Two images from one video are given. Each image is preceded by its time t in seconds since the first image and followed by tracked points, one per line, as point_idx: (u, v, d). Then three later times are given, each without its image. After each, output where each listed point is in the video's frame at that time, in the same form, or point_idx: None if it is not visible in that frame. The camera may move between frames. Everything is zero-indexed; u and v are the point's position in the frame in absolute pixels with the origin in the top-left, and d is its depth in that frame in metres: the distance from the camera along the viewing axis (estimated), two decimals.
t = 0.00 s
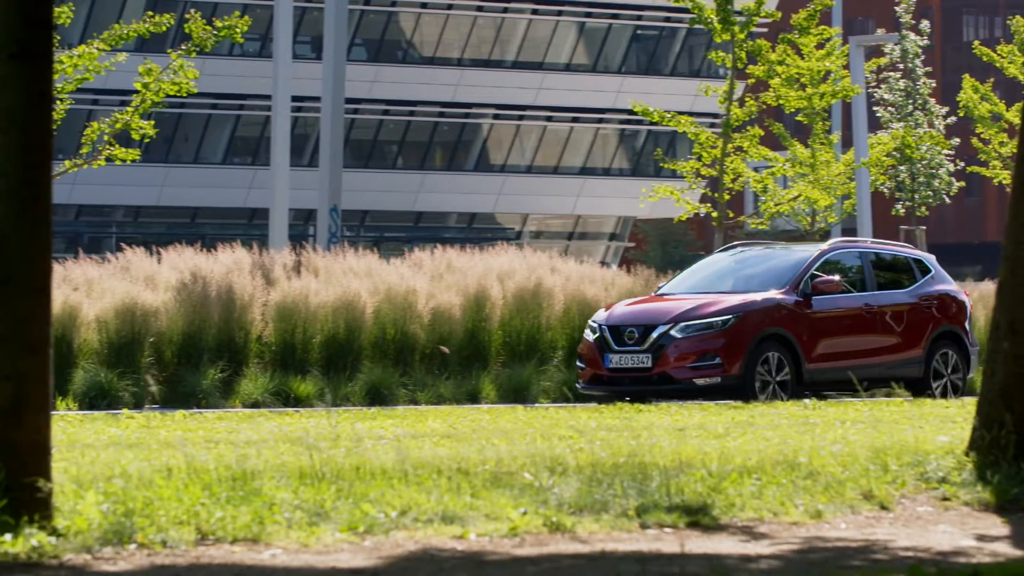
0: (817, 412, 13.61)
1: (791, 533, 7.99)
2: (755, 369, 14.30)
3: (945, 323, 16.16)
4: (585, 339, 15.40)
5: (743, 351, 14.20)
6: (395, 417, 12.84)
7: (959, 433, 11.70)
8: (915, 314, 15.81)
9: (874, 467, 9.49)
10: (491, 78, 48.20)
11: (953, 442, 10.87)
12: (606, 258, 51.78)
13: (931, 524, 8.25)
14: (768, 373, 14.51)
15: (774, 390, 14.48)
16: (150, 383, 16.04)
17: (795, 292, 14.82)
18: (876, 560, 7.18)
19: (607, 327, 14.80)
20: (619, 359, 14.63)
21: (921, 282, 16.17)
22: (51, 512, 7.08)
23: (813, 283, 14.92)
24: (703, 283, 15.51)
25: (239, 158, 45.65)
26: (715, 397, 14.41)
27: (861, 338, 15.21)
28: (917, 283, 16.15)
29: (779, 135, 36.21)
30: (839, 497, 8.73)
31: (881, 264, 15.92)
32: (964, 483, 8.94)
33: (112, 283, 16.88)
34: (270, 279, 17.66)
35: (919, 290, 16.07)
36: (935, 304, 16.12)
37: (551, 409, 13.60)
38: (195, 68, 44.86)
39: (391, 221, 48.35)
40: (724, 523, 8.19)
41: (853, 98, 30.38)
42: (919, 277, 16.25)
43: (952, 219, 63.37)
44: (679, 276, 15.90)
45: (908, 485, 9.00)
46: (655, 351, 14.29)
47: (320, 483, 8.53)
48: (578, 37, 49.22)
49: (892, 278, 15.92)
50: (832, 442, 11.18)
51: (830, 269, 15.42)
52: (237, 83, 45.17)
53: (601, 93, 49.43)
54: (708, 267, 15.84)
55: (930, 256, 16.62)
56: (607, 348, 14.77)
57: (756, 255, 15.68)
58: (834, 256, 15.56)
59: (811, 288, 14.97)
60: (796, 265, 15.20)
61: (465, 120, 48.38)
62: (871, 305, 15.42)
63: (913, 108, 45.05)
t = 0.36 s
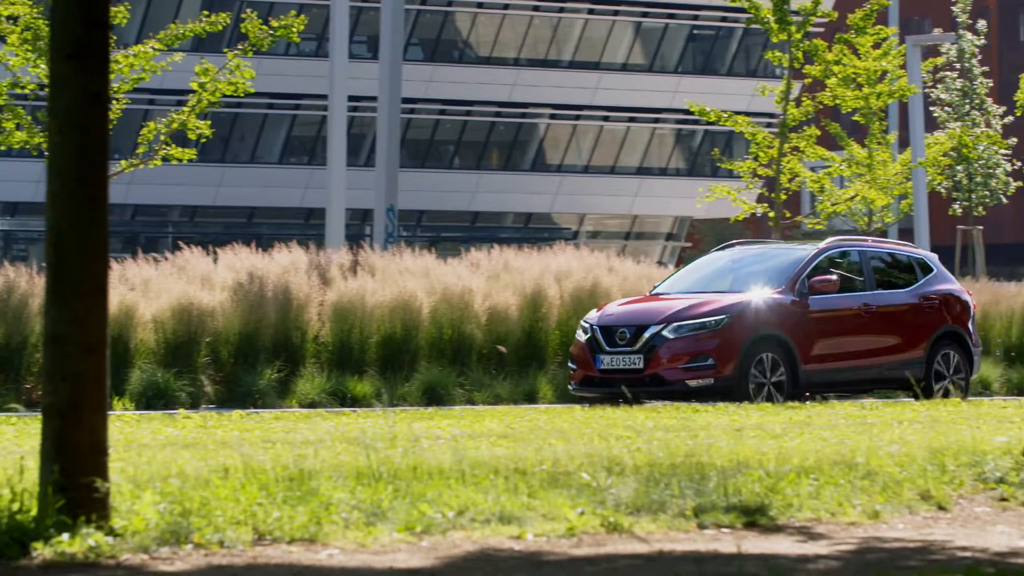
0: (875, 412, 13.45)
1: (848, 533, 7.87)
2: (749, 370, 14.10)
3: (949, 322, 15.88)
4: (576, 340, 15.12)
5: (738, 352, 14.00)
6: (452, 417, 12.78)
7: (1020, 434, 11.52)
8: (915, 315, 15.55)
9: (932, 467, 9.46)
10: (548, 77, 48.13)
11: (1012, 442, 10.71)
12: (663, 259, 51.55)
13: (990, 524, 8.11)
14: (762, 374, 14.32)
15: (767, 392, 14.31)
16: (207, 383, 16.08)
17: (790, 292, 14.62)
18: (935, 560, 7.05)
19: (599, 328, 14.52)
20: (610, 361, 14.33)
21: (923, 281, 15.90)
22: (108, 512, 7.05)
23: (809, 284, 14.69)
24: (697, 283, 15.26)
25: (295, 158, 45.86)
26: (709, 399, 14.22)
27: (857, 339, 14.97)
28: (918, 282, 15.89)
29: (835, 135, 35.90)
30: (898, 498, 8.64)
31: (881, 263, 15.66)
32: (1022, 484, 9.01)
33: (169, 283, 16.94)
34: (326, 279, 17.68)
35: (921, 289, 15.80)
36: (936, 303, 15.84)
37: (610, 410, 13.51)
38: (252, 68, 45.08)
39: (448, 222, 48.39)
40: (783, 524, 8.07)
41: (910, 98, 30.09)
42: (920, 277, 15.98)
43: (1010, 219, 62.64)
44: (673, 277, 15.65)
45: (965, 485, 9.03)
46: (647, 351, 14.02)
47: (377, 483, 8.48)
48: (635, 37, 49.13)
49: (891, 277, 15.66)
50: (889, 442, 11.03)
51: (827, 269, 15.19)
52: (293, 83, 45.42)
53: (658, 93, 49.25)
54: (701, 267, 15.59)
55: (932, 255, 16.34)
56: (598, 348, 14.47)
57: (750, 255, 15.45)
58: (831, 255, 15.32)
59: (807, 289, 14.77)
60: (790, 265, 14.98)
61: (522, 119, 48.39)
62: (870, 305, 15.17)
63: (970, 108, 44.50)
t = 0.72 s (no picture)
0: (938, 412, 13.27)
1: (911, 534, 7.74)
2: (747, 371, 13.75)
3: (954, 323, 15.58)
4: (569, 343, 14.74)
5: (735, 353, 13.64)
6: (515, 417, 12.73)
7: None
8: (920, 314, 15.23)
9: (996, 467, 9.38)
10: (610, 77, 48.00)
11: None
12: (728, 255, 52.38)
13: None
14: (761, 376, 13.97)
15: (766, 394, 13.96)
16: (269, 383, 16.09)
17: (789, 291, 14.27)
18: (1000, 561, 6.90)
19: (592, 328, 14.13)
20: (604, 362, 13.93)
21: (928, 281, 15.58)
22: (171, 512, 7.05)
23: (808, 283, 14.34)
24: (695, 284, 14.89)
25: (357, 157, 46.03)
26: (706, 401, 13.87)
27: (859, 339, 14.63)
28: (922, 282, 15.56)
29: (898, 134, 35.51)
30: (961, 498, 8.54)
31: (884, 262, 15.33)
32: None
33: (230, 283, 16.95)
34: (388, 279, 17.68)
35: (925, 289, 15.49)
36: (942, 304, 15.52)
37: (671, 410, 13.38)
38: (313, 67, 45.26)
39: (511, 222, 48.39)
40: (846, 525, 7.95)
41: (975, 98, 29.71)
42: (925, 276, 15.66)
43: None
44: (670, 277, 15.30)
45: None
46: (642, 352, 13.64)
47: (440, 483, 8.43)
48: (696, 37, 48.99)
49: (895, 277, 15.33)
50: (953, 442, 10.87)
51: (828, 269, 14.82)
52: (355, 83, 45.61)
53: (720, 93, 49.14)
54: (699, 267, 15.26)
55: (938, 255, 16.04)
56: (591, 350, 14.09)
57: (749, 254, 15.08)
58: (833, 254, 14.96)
59: (807, 288, 14.41)
60: (790, 264, 14.62)
61: (584, 119, 48.19)
62: (872, 304, 14.83)
63: None
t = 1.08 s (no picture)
0: (1008, 412, 13.07)
1: (981, 534, 7.60)
2: (747, 372, 13.53)
3: (965, 323, 15.28)
4: (570, 342, 14.62)
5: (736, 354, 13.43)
6: (584, 417, 12.66)
7: None
8: (927, 315, 14.92)
9: None
10: (678, 77, 47.80)
11: None
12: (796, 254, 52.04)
13: None
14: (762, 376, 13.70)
15: (767, 395, 13.72)
16: (337, 383, 16.09)
17: (791, 291, 14.01)
18: None
19: (592, 329, 14.01)
20: (603, 363, 13.81)
21: (936, 280, 15.27)
22: (239, 513, 7.04)
23: (811, 282, 14.07)
24: (698, 283, 14.66)
25: (425, 157, 46.26)
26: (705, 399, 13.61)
27: (864, 339, 14.34)
28: (930, 282, 15.25)
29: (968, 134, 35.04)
30: None
31: (891, 261, 15.02)
32: None
33: (299, 283, 16.97)
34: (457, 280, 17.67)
35: (934, 289, 15.18)
36: (950, 303, 15.20)
37: (736, 409, 13.26)
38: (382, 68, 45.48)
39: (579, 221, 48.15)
40: (916, 525, 7.82)
41: None
42: (934, 275, 15.35)
43: None
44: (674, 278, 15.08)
45: None
46: (641, 353, 13.49)
47: (509, 483, 8.37)
48: (764, 37, 48.74)
49: (903, 277, 15.02)
50: None
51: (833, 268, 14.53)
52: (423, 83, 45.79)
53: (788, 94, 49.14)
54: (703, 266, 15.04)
55: (948, 254, 15.72)
56: (592, 350, 13.96)
57: (753, 253, 14.82)
58: (837, 252, 14.68)
59: (810, 287, 14.13)
60: (793, 264, 14.35)
61: (653, 119, 48.01)
62: (878, 304, 14.53)
63: None
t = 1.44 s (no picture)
0: None
1: None
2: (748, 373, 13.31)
3: (977, 323, 15.01)
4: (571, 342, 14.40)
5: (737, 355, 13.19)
6: (657, 416, 12.56)
7: None
8: (937, 315, 14.65)
9: None
10: (752, 77, 47.60)
11: None
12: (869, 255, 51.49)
13: None
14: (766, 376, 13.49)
15: (770, 396, 13.49)
16: (410, 382, 16.09)
17: (796, 291, 13.77)
18: None
19: (593, 329, 13.80)
20: (603, 363, 13.60)
21: (946, 280, 15.00)
22: (313, 513, 7.04)
23: (817, 281, 13.83)
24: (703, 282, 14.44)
25: (498, 157, 46.29)
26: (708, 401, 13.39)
27: (872, 340, 14.10)
28: (940, 280, 14.97)
29: None
30: None
31: (900, 260, 14.76)
32: None
33: (372, 283, 17.01)
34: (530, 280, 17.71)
35: (944, 288, 14.91)
36: (962, 303, 14.94)
37: (807, 410, 13.10)
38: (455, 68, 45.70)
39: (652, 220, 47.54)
40: (990, 526, 7.69)
41: None
42: (944, 274, 15.07)
43: None
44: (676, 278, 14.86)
45: None
46: (641, 353, 13.26)
47: (582, 483, 8.31)
48: (837, 37, 48.64)
49: (911, 276, 14.75)
50: None
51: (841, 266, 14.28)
52: (496, 83, 45.98)
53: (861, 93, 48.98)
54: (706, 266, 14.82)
55: (959, 252, 15.44)
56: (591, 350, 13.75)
57: (758, 252, 14.60)
58: (845, 251, 14.41)
59: (815, 286, 13.91)
60: (799, 262, 14.11)
61: (725, 119, 47.70)
62: (885, 304, 14.28)
63: None
